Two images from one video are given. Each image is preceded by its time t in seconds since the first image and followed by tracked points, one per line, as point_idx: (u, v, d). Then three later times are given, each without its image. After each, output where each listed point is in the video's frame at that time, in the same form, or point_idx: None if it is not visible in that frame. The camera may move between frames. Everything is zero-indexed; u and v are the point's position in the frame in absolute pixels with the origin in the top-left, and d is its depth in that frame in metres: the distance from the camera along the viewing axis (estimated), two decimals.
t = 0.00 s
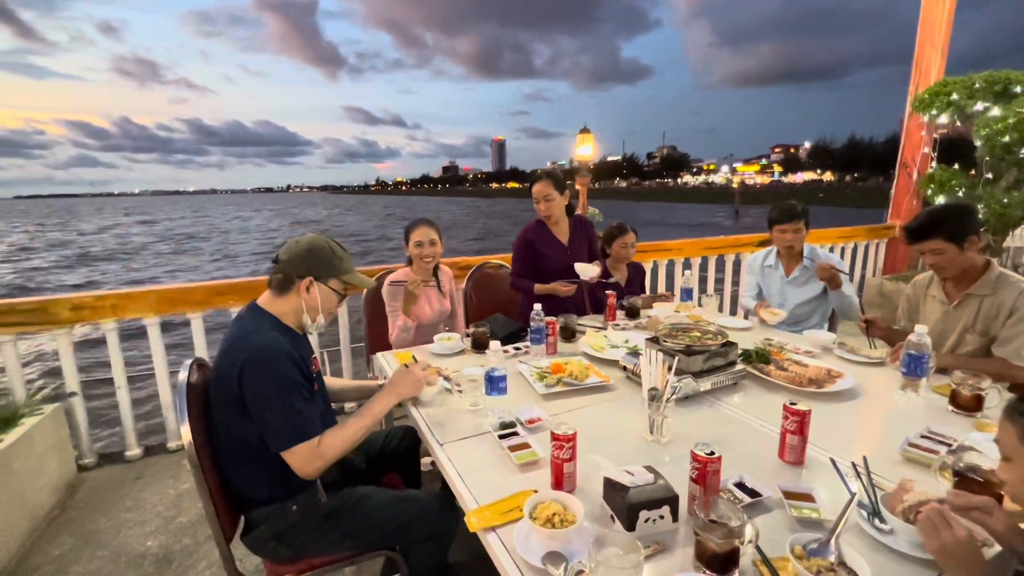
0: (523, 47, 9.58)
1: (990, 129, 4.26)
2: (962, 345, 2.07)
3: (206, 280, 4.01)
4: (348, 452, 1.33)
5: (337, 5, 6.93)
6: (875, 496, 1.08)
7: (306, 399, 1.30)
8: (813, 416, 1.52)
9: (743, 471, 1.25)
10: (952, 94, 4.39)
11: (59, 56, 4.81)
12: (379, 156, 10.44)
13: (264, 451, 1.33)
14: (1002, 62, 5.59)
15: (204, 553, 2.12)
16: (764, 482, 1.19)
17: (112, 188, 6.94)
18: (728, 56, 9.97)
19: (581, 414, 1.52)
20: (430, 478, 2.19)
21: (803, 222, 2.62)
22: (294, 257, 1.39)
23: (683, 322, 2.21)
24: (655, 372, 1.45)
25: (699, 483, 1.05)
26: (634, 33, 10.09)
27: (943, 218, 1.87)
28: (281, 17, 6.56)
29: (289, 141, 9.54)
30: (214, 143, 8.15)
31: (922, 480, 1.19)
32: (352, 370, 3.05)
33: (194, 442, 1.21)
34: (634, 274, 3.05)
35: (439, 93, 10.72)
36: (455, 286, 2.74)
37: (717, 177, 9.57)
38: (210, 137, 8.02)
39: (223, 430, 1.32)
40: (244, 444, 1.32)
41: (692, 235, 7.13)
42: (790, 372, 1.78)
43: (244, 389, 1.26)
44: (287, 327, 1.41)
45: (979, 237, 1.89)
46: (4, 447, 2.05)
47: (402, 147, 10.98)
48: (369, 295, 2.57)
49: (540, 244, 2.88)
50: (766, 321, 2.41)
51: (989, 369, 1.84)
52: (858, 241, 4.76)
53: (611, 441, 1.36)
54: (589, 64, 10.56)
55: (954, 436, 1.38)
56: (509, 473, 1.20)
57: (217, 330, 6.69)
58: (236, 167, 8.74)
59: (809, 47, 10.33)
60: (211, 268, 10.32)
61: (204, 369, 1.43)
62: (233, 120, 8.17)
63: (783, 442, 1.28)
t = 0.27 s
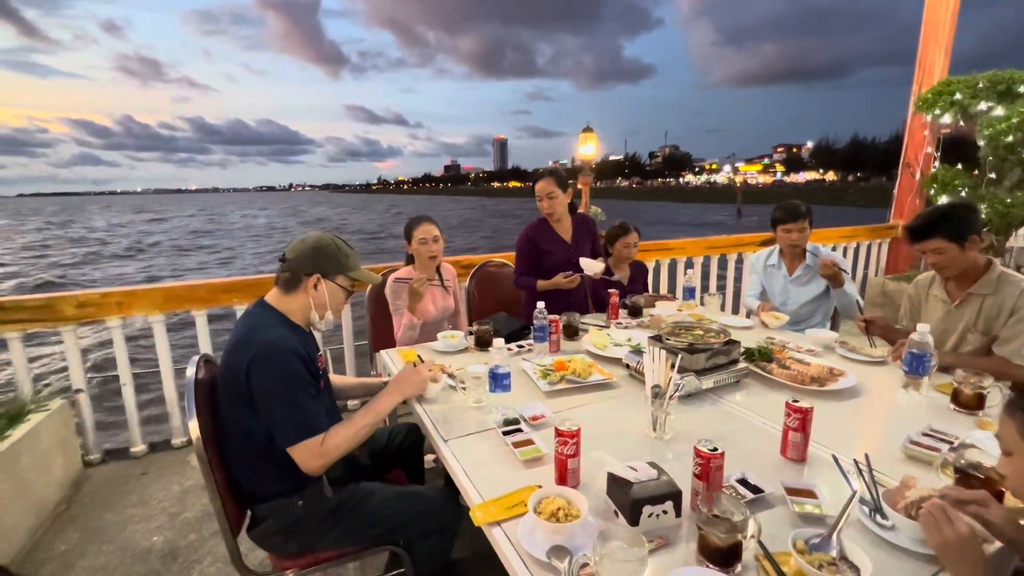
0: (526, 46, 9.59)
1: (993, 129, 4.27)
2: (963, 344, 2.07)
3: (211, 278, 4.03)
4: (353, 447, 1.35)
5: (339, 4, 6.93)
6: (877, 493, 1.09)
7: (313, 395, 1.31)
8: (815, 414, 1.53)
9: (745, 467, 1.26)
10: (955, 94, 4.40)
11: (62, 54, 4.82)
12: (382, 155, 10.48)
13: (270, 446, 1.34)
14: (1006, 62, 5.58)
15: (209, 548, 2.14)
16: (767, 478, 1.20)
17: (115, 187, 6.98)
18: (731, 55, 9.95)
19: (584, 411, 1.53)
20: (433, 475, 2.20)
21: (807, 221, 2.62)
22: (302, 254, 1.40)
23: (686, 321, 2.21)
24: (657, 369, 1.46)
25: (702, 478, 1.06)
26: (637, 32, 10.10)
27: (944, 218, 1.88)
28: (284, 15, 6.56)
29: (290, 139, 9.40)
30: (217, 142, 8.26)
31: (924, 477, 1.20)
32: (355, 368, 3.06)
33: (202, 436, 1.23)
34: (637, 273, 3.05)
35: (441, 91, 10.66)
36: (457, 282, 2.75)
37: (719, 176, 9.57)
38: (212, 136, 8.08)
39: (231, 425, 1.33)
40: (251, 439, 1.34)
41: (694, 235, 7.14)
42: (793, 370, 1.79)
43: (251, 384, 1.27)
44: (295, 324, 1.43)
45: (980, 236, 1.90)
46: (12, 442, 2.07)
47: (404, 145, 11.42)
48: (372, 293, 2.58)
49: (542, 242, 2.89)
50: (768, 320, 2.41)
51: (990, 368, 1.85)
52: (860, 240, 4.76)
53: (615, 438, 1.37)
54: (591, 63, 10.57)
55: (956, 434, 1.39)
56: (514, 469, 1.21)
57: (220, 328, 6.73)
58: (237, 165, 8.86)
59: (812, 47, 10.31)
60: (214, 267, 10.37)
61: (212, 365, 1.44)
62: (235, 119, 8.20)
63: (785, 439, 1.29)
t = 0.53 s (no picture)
0: (528, 45, 9.62)
1: (993, 130, 4.29)
2: (961, 342, 2.09)
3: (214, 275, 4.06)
4: (360, 441, 1.37)
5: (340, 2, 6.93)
6: (874, 487, 1.11)
7: (320, 390, 1.33)
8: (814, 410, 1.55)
9: (744, 462, 1.28)
10: (955, 95, 4.41)
11: (65, 53, 4.84)
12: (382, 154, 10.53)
13: (278, 440, 1.36)
14: (1008, 62, 5.59)
15: (215, 543, 2.16)
16: (766, 473, 1.23)
17: (117, 185, 7.04)
18: (732, 55, 9.97)
19: (585, 407, 1.56)
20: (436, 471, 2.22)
21: (806, 221, 2.64)
22: (306, 252, 1.42)
23: (687, 319, 2.23)
24: (659, 366, 1.49)
25: (702, 472, 1.08)
26: (638, 32, 10.11)
27: (942, 219, 1.90)
28: (285, 14, 6.57)
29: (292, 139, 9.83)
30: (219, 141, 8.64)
31: (921, 471, 1.22)
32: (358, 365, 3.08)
33: (212, 431, 1.25)
34: (638, 271, 3.08)
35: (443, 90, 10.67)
36: (466, 284, 2.78)
37: (721, 176, 9.57)
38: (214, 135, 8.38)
39: (240, 420, 1.35)
40: (259, 434, 1.36)
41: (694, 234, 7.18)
42: (793, 368, 1.81)
43: (260, 379, 1.30)
44: (301, 321, 1.45)
45: (978, 235, 1.91)
46: (19, 437, 2.10)
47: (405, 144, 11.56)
48: (375, 289, 2.60)
49: (545, 241, 2.90)
50: (767, 320, 2.42)
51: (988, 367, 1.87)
52: (860, 240, 4.77)
53: (617, 434, 1.39)
54: (593, 62, 10.58)
55: (952, 431, 1.40)
56: (517, 464, 1.24)
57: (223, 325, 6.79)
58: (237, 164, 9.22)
59: (814, 46, 10.31)
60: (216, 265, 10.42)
61: (220, 361, 1.46)
62: (236, 118, 8.52)
63: (785, 435, 1.31)
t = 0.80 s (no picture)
0: (528, 44, 9.64)
1: (992, 130, 4.31)
2: (955, 341, 2.12)
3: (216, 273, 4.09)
4: (362, 436, 1.39)
5: None
6: (866, 480, 1.14)
7: (323, 385, 1.36)
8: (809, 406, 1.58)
9: (740, 456, 1.31)
10: (954, 95, 4.42)
11: (65, 51, 4.85)
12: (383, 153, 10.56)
13: (282, 435, 1.39)
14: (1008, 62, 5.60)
15: (219, 537, 2.19)
16: (761, 467, 1.25)
17: (118, 183, 7.07)
18: (733, 54, 9.98)
19: (585, 402, 1.58)
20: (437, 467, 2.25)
21: (803, 220, 2.66)
22: (307, 249, 1.44)
23: (686, 317, 2.25)
24: (657, 362, 1.51)
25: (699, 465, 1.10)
26: (639, 30, 10.12)
27: (936, 219, 1.92)
28: (286, 13, 6.57)
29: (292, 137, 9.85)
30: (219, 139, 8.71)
31: (913, 465, 1.24)
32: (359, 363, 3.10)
33: (218, 426, 1.27)
34: (637, 270, 3.10)
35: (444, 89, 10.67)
36: (468, 282, 2.81)
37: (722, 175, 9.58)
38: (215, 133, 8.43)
39: (245, 415, 1.38)
40: (264, 429, 1.38)
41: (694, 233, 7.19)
42: (789, 365, 1.84)
43: (264, 375, 1.32)
44: (303, 317, 1.47)
45: (972, 235, 1.94)
46: (25, 433, 2.13)
47: (405, 143, 11.57)
48: (378, 284, 2.62)
49: (545, 240, 2.92)
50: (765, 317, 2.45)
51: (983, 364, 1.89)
52: (860, 240, 4.79)
53: (617, 429, 1.41)
54: (593, 61, 10.58)
55: (945, 426, 1.43)
56: (517, 458, 1.26)
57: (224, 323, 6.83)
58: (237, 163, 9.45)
59: (815, 45, 10.30)
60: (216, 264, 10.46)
61: (224, 358, 1.49)
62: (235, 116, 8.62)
63: (780, 430, 1.33)
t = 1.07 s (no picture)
0: (528, 43, 9.65)
1: (989, 130, 4.34)
2: (949, 340, 2.14)
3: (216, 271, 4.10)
4: (364, 435, 1.41)
5: None
6: (858, 475, 1.16)
7: (325, 384, 1.38)
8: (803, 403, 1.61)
9: (736, 453, 1.33)
10: (952, 96, 4.44)
11: (63, 49, 4.87)
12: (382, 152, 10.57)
13: (285, 433, 1.41)
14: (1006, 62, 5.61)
15: (221, 534, 2.21)
16: (756, 463, 1.27)
17: (117, 181, 7.09)
18: (732, 53, 9.99)
19: (583, 400, 1.61)
20: (437, 464, 2.27)
21: (798, 221, 2.69)
22: (309, 249, 1.46)
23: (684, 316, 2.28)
24: (654, 361, 1.53)
25: (694, 461, 1.13)
26: (639, 30, 10.12)
27: (930, 220, 1.95)
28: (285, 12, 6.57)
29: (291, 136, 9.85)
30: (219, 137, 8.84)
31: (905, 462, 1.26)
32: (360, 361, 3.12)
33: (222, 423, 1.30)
34: (636, 270, 3.13)
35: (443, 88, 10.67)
36: (469, 282, 2.83)
37: (721, 175, 9.60)
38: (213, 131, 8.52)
39: (248, 412, 1.40)
40: (267, 426, 1.41)
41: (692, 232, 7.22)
42: (785, 364, 1.86)
43: (268, 373, 1.34)
44: (305, 317, 1.49)
45: (966, 235, 1.96)
46: (30, 430, 2.15)
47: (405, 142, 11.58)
48: (379, 284, 2.64)
49: (546, 239, 2.94)
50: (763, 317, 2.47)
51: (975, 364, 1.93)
52: (857, 240, 4.81)
53: (615, 426, 1.43)
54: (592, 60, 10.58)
55: (937, 424, 1.46)
56: (517, 454, 1.28)
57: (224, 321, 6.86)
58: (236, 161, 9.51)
59: (814, 45, 10.31)
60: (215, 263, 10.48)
61: (228, 356, 1.51)
62: (235, 115, 8.67)
63: (775, 427, 1.36)
